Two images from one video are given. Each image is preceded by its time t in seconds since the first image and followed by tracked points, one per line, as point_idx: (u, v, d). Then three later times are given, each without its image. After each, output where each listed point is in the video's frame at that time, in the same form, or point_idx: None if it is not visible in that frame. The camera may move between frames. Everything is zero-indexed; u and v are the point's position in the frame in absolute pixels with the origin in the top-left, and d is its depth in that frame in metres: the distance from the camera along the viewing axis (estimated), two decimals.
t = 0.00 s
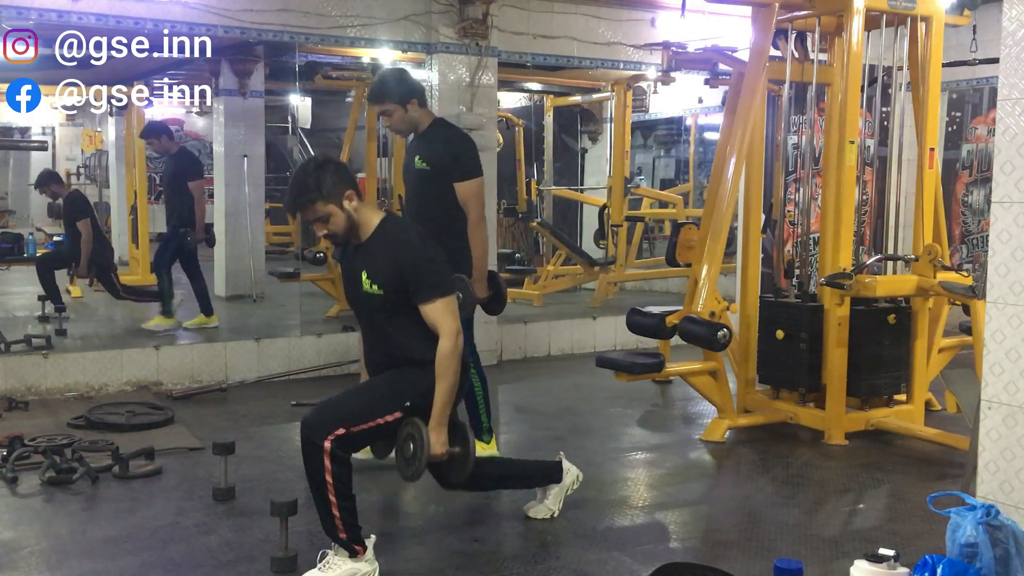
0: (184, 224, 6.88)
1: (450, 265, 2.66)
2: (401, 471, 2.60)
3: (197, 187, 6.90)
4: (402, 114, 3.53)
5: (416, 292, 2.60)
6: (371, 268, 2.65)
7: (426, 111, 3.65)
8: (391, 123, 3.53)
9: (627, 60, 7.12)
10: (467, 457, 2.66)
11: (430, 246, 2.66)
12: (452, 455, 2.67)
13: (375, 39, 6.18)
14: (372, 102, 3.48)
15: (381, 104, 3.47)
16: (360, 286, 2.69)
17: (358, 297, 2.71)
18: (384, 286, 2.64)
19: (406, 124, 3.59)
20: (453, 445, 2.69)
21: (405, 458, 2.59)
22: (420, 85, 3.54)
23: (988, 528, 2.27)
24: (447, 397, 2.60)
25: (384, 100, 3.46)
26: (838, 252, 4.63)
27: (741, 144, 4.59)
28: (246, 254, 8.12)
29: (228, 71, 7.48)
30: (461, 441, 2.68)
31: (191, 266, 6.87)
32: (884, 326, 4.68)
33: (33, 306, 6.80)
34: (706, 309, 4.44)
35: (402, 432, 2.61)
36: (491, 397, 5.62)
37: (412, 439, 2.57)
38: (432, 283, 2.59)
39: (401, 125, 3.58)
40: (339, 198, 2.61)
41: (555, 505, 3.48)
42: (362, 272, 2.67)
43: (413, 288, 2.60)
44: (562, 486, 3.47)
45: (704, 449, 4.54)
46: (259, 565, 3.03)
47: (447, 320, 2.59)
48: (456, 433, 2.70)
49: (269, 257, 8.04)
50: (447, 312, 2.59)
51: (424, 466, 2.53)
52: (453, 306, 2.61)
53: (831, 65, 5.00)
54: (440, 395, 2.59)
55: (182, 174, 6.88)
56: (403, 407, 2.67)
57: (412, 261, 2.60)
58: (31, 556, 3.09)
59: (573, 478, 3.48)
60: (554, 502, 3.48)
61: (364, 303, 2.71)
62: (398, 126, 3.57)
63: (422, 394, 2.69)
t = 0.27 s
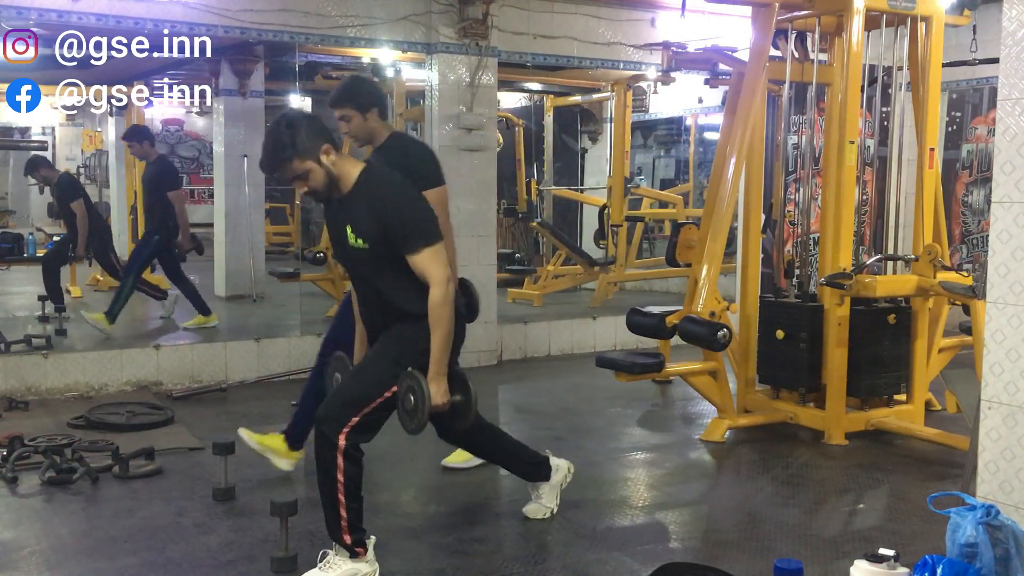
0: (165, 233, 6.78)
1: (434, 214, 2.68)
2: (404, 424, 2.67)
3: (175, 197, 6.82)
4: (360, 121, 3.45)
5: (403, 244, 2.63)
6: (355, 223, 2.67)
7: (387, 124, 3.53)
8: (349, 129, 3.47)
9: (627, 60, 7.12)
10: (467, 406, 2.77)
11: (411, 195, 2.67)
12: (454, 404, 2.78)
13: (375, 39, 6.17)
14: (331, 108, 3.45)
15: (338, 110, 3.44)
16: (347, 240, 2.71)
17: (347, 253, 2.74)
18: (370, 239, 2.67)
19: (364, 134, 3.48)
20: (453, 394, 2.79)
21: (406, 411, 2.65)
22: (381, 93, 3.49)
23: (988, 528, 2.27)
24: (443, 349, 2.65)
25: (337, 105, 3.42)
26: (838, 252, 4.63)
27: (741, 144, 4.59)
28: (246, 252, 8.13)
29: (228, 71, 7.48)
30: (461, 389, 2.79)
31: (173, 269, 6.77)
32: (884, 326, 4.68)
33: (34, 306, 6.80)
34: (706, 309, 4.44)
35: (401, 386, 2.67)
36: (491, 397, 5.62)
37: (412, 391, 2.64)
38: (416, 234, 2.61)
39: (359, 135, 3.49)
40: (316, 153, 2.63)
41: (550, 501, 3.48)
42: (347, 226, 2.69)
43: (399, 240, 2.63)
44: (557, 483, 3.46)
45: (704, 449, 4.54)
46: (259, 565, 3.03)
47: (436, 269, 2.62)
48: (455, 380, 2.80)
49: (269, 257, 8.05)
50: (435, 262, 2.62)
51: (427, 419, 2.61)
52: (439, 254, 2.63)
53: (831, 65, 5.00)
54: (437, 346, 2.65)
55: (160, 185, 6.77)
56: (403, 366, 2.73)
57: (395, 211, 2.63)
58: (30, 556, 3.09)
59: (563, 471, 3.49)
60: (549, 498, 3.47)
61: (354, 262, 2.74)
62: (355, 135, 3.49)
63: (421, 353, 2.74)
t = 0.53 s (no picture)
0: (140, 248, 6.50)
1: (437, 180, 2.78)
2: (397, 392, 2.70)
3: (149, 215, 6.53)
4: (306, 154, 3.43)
5: (406, 211, 2.73)
6: (361, 190, 2.79)
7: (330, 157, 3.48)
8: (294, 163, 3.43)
9: (627, 60, 7.12)
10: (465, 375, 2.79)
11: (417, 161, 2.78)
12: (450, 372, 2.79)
13: (375, 39, 6.16)
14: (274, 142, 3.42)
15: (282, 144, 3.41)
16: (353, 206, 2.83)
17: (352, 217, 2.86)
18: (374, 206, 2.78)
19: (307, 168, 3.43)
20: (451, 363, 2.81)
21: (401, 379, 2.68)
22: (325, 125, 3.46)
23: (988, 528, 2.27)
24: (441, 317, 2.71)
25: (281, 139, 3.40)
26: (838, 252, 4.63)
27: (741, 144, 4.59)
28: (246, 249, 8.08)
29: (228, 71, 7.48)
30: (457, 357, 2.80)
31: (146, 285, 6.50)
32: (884, 326, 4.68)
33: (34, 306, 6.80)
34: (706, 309, 4.44)
35: (396, 354, 2.72)
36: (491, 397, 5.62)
37: (407, 360, 2.67)
38: (421, 202, 2.71)
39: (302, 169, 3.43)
40: (327, 119, 2.79)
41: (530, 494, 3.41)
42: (353, 193, 2.81)
43: (402, 208, 2.73)
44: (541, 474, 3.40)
45: (704, 449, 4.54)
46: (260, 565, 3.03)
47: (437, 237, 2.70)
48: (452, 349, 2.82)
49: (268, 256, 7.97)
50: (438, 231, 2.70)
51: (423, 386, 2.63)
52: (442, 224, 2.71)
53: (831, 66, 5.00)
54: (436, 314, 2.71)
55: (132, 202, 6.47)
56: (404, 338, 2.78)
57: (399, 179, 2.73)
58: (31, 556, 3.09)
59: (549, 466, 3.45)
60: (535, 491, 3.39)
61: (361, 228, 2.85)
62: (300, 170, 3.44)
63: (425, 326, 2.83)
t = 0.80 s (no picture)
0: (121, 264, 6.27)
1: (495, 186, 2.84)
2: (409, 370, 2.67)
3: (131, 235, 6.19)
4: (280, 197, 3.41)
5: (460, 205, 2.77)
6: (421, 176, 2.81)
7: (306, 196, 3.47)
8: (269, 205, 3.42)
9: (627, 60, 7.12)
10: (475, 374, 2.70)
11: (480, 166, 2.82)
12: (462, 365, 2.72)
13: (375, 39, 6.16)
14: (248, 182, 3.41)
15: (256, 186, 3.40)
16: (407, 190, 2.84)
17: (402, 201, 2.86)
18: (432, 194, 2.80)
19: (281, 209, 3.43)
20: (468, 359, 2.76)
21: (415, 357, 2.66)
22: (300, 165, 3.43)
23: (988, 528, 2.27)
24: (468, 305, 2.70)
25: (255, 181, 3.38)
26: (839, 252, 4.63)
27: (741, 144, 4.59)
28: (246, 248, 7.96)
29: (228, 71, 7.49)
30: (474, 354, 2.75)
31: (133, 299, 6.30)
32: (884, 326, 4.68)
33: (34, 306, 6.80)
34: (706, 309, 4.44)
35: (415, 334, 2.71)
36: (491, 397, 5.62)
37: (425, 338, 2.66)
38: (477, 198, 2.76)
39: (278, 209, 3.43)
40: (410, 105, 2.75)
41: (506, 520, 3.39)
42: (412, 177, 2.82)
43: (457, 201, 2.77)
44: (526, 504, 3.40)
45: (704, 449, 4.54)
46: (260, 565, 3.03)
47: (483, 234, 2.74)
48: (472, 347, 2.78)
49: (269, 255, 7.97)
50: (485, 226, 2.75)
51: (435, 364, 2.61)
52: (490, 221, 2.76)
53: (831, 65, 5.00)
54: (463, 301, 2.70)
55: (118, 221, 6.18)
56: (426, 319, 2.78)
57: (462, 176, 2.77)
58: (30, 556, 3.09)
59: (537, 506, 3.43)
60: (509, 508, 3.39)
61: (407, 211, 2.85)
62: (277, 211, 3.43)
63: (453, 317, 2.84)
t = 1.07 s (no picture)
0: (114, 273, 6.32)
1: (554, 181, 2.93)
2: (463, 344, 2.77)
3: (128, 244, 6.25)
4: (277, 217, 3.41)
5: (520, 192, 2.86)
6: (484, 161, 2.90)
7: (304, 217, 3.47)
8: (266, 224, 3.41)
9: (627, 60, 7.13)
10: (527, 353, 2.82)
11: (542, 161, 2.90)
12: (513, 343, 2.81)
13: (375, 39, 6.16)
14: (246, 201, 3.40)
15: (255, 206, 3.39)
16: (469, 173, 2.93)
17: (463, 183, 2.95)
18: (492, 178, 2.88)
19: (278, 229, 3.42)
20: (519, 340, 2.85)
21: (470, 333, 2.75)
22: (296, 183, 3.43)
23: (988, 528, 2.27)
24: (523, 286, 2.78)
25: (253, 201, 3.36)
26: (839, 252, 4.63)
27: (741, 144, 4.59)
28: (246, 249, 7.94)
29: (228, 71, 7.48)
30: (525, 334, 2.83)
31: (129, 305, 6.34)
32: (884, 326, 4.69)
33: (34, 306, 6.80)
34: (705, 309, 4.44)
35: (470, 310, 2.79)
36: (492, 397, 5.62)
37: (482, 314, 2.75)
38: (540, 187, 2.86)
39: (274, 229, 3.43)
40: (485, 90, 2.86)
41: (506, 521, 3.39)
42: (475, 162, 2.91)
43: (516, 188, 2.86)
44: (529, 509, 3.40)
45: (704, 449, 4.54)
46: (260, 565, 3.03)
47: (541, 222, 2.83)
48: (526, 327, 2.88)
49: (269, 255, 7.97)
50: (543, 213, 2.84)
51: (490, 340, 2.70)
52: (549, 211, 2.85)
53: (831, 65, 5.00)
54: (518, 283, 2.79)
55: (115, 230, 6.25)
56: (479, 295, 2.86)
57: (524, 165, 2.86)
58: (31, 556, 3.09)
59: (540, 514, 3.43)
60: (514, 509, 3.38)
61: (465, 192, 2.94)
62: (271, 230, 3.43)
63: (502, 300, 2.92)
